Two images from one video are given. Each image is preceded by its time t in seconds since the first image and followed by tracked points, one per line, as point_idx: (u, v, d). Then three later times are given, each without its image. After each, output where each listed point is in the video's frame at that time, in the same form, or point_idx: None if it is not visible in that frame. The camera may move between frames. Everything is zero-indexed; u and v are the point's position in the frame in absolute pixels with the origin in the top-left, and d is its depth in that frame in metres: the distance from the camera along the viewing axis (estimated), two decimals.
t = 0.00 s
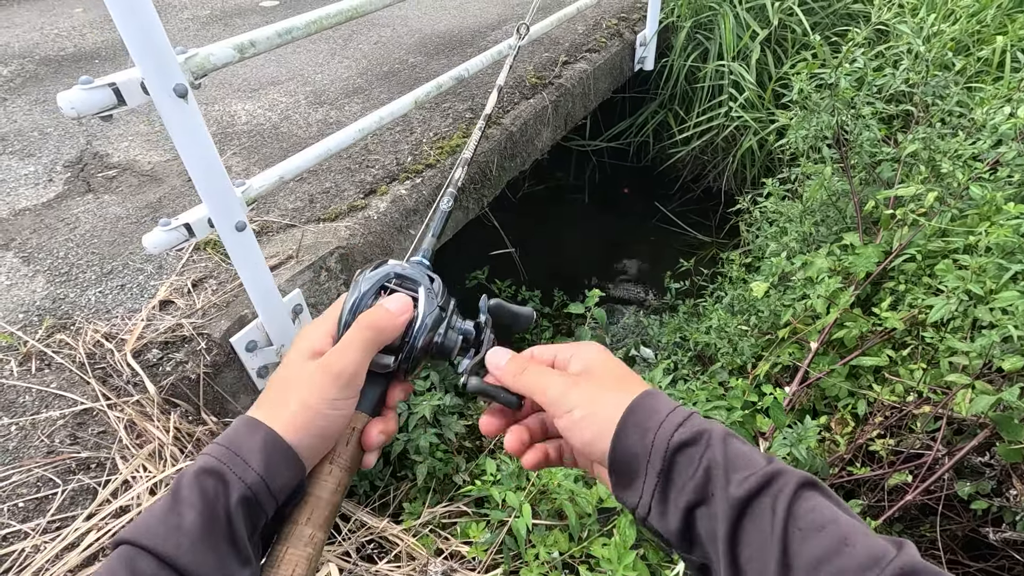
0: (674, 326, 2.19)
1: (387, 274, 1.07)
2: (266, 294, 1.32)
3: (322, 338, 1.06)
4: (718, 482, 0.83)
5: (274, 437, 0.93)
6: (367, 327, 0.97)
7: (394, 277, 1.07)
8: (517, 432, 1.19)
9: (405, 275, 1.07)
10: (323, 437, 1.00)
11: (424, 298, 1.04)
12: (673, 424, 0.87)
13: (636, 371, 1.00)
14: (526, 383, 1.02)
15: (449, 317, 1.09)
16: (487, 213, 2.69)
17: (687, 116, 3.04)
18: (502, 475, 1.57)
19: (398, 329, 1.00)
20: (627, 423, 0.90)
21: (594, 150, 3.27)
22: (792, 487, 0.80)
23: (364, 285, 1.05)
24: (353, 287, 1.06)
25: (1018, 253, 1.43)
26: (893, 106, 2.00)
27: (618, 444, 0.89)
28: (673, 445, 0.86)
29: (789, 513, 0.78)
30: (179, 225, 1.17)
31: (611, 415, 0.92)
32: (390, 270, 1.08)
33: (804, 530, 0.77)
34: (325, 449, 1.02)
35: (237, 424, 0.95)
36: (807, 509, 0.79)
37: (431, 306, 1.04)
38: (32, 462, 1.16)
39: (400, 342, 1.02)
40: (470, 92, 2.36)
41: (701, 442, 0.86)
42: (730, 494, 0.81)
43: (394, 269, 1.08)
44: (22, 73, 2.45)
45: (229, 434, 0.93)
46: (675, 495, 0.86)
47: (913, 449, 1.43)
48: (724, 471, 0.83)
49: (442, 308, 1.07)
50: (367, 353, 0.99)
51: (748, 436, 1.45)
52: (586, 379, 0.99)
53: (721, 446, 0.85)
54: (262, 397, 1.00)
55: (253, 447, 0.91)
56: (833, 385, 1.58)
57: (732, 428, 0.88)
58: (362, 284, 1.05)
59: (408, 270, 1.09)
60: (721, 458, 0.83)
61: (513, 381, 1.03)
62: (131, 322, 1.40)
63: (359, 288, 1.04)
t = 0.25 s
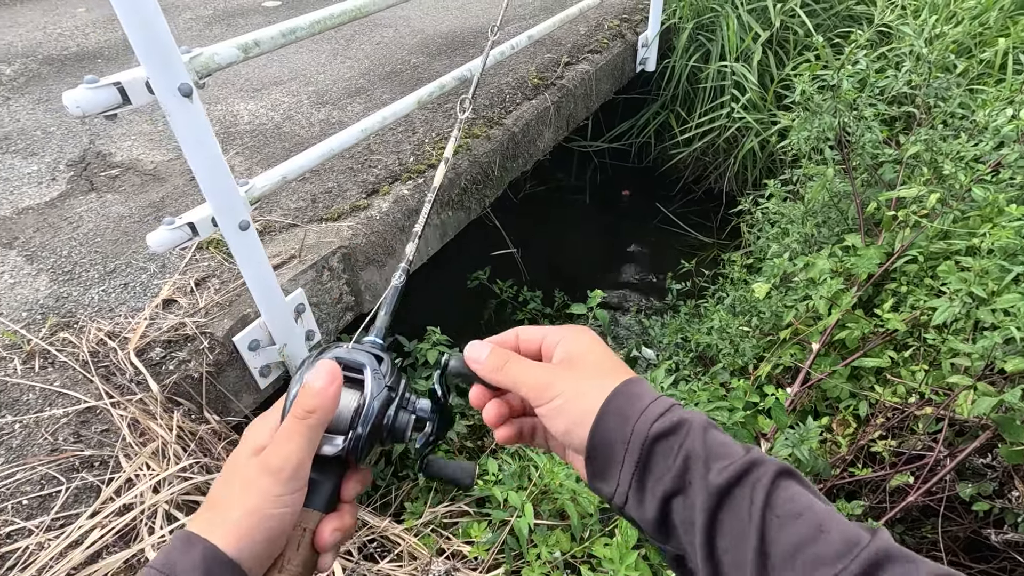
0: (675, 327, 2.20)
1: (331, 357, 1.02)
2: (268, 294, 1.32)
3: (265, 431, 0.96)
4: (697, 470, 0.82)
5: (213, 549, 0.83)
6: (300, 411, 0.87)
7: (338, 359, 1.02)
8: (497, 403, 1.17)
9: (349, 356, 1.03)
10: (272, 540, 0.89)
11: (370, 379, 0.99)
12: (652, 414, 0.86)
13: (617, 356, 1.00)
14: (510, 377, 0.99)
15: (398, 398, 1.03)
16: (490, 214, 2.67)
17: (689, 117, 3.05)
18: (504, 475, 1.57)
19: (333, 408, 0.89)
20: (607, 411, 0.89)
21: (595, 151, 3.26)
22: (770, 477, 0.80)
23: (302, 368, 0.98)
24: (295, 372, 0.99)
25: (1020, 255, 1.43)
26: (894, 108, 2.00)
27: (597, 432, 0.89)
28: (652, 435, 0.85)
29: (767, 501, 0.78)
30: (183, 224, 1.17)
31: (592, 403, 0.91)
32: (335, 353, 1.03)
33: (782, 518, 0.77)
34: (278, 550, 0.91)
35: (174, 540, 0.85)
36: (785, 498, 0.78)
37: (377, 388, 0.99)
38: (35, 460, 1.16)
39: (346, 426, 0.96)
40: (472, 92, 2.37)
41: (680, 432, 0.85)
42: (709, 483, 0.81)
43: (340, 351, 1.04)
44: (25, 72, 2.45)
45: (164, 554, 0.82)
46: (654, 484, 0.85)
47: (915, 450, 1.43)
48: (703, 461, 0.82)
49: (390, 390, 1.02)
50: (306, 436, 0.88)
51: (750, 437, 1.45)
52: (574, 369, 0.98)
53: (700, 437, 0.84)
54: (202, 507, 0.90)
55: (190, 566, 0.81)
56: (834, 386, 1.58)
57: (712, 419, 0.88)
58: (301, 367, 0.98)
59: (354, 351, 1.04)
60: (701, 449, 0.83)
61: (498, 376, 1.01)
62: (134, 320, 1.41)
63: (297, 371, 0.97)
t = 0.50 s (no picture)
0: (678, 327, 2.20)
1: (328, 390, 1.02)
2: (274, 293, 1.33)
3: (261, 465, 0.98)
4: (673, 491, 0.82)
5: None
6: (292, 450, 0.87)
7: (334, 393, 1.02)
8: (486, 419, 1.19)
9: (345, 389, 1.03)
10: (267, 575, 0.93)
11: (367, 413, 0.99)
12: (631, 438, 0.86)
13: (608, 381, 1.00)
14: (506, 401, 1.01)
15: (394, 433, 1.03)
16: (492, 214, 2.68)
17: (691, 118, 3.05)
18: (508, 474, 1.58)
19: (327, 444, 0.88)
20: (590, 436, 0.89)
21: (597, 151, 3.26)
22: (741, 492, 0.80)
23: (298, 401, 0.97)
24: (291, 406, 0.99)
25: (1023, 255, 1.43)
26: (897, 109, 2.00)
27: (581, 457, 0.88)
28: (633, 458, 0.85)
29: (738, 516, 0.78)
30: (190, 221, 1.18)
31: (578, 428, 0.92)
32: (331, 387, 1.03)
33: (752, 532, 0.77)
34: None
35: None
36: (755, 512, 0.79)
37: (374, 422, 0.98)
38: (42, 456, 1.17)
39: (343, 460, 0.94)
40: (475, 92, 2.37)
41: (656, 455, 0.84)
42: (683, 503, 0.80)
43: (336, 384, 1.04)
44: (30, 71, 2.46)
45: None
46: (633, 506, 0.84)
47: (918, 450, 1.43)
48: (678, 482, 0.82)
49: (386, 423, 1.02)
50: (299, 475, 0.89)
51: (753, 436, 1.45)
52: (565, 393, 0.99)
53: (676, 457, 0.84)
54: (199, 542, 0.93)
55: None
56: (837, 386, 1.58)
57: (687, 439, 0.87)
58: (297, 400, 0.98)
59: (350, 385, 1.04)
60: (676, 468, 0.82)
61: (495, 401, 1.03)
62: (140, 318, 1.41)
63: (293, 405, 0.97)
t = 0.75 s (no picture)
0: (679, 327, 2.20)
1: (353, 404, 0.98)
2: (277, 292, 1.33)
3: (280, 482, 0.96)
4: (679, 518, 0.84)
5: None
6: (315, 468, 0.86)
7: (359, 408, 0.97)
8: (504, 445, 1.19)
9: (370, 404, 0.98)
10: None
11: (391, 431, 0.96)
12: (640, 465, 0.88)
13: (621, 410, 1.01)
14: (522, 429, 1.01)
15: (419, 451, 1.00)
16: (493, 214, 2.67)
17: (692, 119, 3.06)
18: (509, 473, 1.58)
19: (350, 462, 0.87)
20: (600, 464, 0.90)
21: (599, 153, 3.25)
22: (744, 518, 0.82)
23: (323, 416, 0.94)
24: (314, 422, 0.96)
25: None
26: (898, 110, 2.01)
27: (591, 485, 0.89)
28: (641, 487, 0.86)
29: (742, 541, 0.81)
30: (193, 221, 1.18)
31: (590, 456, 0.92)
32: (356, 402, 0.99)
33: (757, 557, 0.79)
34: None
35: None
36: (759, 537, 0.81)
37: (400, 442, 0.96)
38: (46, 453, 1.17)
39: (366, 479, 0.92)
40: (477, 93, 2.38)
41: (663, 482, 0.86)
42: (688, 528, 0.83)
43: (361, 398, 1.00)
44: (33, 71, 2.47)
45: None
46: (641, 533, 0.85)
47: (919, 450, 1.44)
48: (683, 508, 0.84)
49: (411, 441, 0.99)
50: (321, 493, 0.87)
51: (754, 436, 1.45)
52: (578, 422, 0.99)
53: (682, 485, 0.86)
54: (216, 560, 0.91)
55: None
56: (838, 386, 1.58)
57: (693, 468, 0.89)
58: (321, 415, 0.95)
59: (376, 400, 1.00)
60: (681, 496, 0.84)
61: (512, 428, 1.03)
62: (143, 317, 1.42)
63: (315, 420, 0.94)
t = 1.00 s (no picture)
0: (677, 327, 2.21)
1: (362, 407, 0.97)
2: (277, 292, 1.34)
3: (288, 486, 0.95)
4: (678, 534, 0.85)
5: None
6: (323, 473, 0.84)
7: (368, 412, 0.96)
8: (508, 460, 1.18)
9: (379, 407, 0.98)
10: None
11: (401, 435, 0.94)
12: (641, 482, 0.89)
13: (623, 427, 1.01)
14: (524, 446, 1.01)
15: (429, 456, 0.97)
16: (492, 215, 2.70)
17: (691, 120, 3.06)
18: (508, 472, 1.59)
19: (360, 467, 0.86)
20: (601, 481, 0.91)
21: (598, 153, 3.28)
22: (743, 534, 0.83)
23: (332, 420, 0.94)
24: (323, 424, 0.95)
25: (1021, 256, 1.44)
26: (896, 111, 2.01)
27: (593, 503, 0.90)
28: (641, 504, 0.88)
29: (741, 557, 0.82)
30: (193, 220, 1.19)
31: (591, 473, 0.93)
32: (366, 405, 0.98)
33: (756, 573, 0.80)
34: None
35: None
36: (758, 553, 0.82)
37: (410, 445, 0.94)
38: (46, 452, 1.18)
39: (375, 483, 0.91)
40: (476, 94, 2.39)
41: (663, 498, 0.87)
42: (688, 544, 0.84)
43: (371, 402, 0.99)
44: (32, 71, 2.47)
45: None
46: (643, 548, 0.87)
47: (916, 450, 1.44)
48: (683, 524, 0.85)
49: (421, 446, 0.97)
50: (329, 498, 0.86)
51: (752, 436, 1.46)
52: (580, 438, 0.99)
53: (682, 501, 0.87)
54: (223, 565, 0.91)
55: None
56: (836, 386, 1.59)
57: (693, 484, 0.90)
58: (331, 419, 0.94)
59: (386, 403, 0.99)
60: (680, 513, 0.86)
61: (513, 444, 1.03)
62: (142, 316, 1.42)
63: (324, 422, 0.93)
